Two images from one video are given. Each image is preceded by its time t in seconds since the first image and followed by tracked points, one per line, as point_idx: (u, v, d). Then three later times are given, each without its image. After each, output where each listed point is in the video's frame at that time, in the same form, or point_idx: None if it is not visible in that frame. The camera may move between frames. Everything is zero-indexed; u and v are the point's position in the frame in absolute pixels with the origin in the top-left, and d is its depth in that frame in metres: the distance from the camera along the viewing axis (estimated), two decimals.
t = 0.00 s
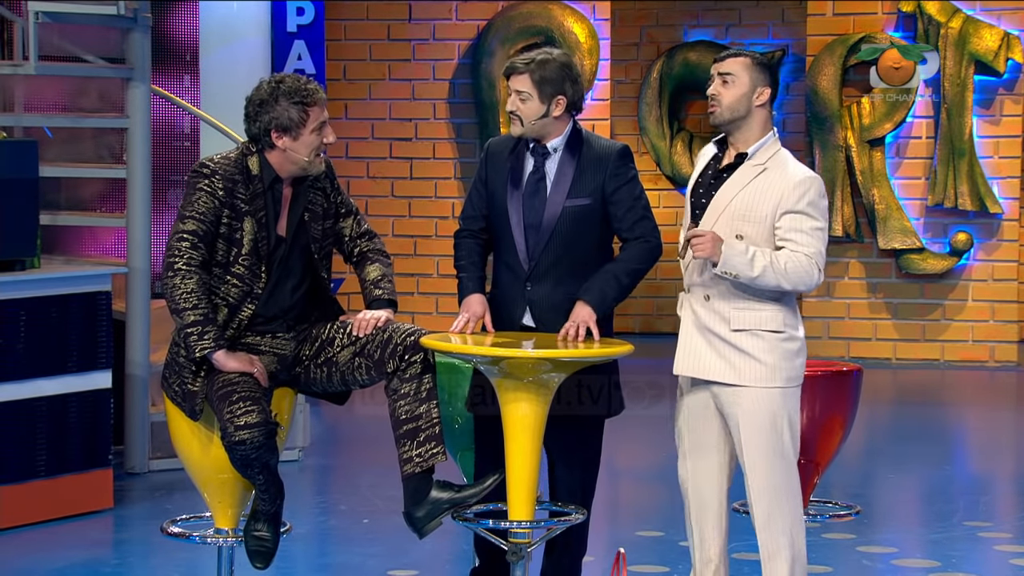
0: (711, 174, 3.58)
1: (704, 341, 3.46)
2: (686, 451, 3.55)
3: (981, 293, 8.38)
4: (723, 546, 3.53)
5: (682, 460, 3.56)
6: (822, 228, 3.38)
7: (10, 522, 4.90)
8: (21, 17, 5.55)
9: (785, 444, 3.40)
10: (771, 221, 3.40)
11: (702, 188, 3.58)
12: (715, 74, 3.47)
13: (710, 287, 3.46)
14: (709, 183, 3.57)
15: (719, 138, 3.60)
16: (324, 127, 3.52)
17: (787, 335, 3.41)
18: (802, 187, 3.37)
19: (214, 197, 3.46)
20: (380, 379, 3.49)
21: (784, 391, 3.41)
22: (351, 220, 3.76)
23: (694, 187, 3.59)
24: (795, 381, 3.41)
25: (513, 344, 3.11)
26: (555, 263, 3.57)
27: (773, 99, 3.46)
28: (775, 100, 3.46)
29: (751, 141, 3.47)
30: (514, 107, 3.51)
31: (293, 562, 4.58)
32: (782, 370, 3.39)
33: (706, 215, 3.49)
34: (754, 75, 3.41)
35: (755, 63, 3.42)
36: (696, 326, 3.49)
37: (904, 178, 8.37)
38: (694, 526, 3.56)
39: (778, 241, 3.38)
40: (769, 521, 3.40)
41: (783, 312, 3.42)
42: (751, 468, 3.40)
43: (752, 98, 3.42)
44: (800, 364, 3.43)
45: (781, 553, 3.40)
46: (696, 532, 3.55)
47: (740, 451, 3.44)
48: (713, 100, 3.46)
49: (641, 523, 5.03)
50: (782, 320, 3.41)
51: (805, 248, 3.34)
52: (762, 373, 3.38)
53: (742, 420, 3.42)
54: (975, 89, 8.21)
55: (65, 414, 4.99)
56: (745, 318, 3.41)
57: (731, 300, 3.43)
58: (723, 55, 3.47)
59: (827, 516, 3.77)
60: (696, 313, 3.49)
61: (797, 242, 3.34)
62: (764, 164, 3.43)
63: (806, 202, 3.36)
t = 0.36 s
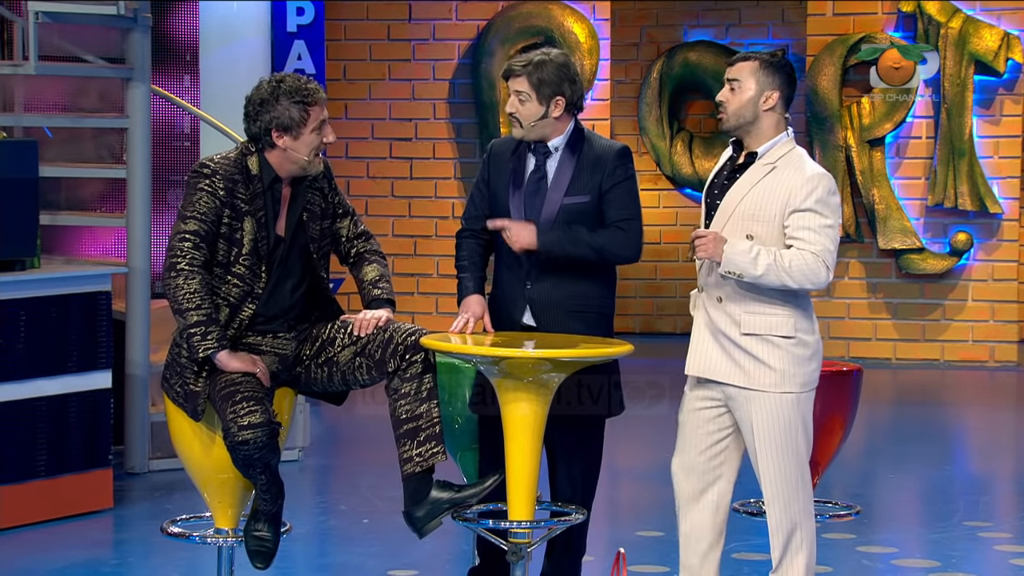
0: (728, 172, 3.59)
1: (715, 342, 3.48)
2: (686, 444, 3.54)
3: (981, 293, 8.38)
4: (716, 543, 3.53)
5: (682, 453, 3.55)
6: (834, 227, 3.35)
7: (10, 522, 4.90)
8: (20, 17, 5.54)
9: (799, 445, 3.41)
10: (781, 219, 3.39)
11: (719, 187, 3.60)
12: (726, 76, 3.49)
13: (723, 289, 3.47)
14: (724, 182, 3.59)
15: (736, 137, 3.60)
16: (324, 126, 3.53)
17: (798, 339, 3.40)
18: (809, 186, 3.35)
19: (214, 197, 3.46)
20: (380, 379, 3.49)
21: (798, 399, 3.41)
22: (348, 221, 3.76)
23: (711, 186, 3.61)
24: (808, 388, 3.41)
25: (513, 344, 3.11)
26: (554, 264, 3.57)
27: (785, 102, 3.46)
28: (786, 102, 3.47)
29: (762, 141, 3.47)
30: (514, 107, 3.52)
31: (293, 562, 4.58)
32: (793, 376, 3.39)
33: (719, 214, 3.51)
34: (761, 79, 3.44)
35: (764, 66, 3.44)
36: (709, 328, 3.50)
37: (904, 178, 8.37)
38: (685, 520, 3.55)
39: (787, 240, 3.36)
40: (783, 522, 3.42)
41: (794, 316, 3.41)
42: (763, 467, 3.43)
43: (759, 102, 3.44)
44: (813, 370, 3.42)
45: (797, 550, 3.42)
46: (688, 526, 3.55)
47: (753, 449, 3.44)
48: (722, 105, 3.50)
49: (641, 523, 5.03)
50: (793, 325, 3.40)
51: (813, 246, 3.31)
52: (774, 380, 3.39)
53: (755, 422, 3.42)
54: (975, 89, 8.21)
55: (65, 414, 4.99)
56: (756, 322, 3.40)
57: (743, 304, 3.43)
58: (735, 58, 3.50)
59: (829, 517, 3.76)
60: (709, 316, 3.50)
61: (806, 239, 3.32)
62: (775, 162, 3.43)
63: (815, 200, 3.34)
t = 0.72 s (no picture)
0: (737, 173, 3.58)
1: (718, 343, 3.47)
2: (694, 448, 3.54)
3: (981, 293, 8.38)
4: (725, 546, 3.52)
5: (691, 457, 3.55)
6: (843, 236, 3.35)
7: (10, 522, 4.90)
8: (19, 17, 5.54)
9: (800, 449, 3.42)
10: (789, 226, 3.39)
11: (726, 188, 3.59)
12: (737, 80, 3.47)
13: (725, 290, 3.47)
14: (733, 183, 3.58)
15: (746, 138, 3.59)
16: (326, 125, 3.53)
17: (800, 342, 3.41)
18: (819, 194, 3.34)
19: (216, 197, 3.45)
20: (379, 379, 3.50)
21: (800, 400, 3.41)
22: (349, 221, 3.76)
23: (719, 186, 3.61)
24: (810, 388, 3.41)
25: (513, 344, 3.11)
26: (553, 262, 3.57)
27: (794, 108, 3.44)
28: (795, 109, 3.45)
29: (771, 145, 3.46)
30: (517, 104, 3.51)
31: (293, 562, 4.58)
32: (795, 377, 3.40)
33: (726, 216, 3.51)
34: (769, 86, 3.42)
35: (773, 72, 3.42)
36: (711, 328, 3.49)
37: (904, 178, 8.37)
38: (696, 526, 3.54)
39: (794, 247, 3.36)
40: (784, 526, 3.42)
41: (797, 319, 3.41)
42: (763, 470, 3.43)
43: (767, 108, 3.42)
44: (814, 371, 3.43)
45: (797, 554, 3.43)
46: (696, 530, 3.55)
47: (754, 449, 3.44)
48: (731, 109, 3.49)
49: (641, 523, 5.03)
50: (796, 328, 3.41)
51: (821, 255, 3.31)
52: (777, 381, 3.39)
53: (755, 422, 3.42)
54: (975, 89, 8.21)
55: (65, 414, 4.99)
56: (759, 324, 3.41)
57: (745, 305, 3.43)
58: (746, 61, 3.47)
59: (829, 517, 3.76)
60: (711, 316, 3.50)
61: (812, 248, 3.33)
62: (784, 168, 3.42)
63: (823, 210, 3.33)
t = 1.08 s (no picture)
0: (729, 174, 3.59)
1: (711, 344, 3.47)
2: (700, 449, 3.56)
3: (981, 293, 8.38)
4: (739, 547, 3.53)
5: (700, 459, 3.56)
6: (834, 237, 3.35)
7: (10, 522, 4.89)
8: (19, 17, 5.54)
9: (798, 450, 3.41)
10: (780, 228, 3.40)
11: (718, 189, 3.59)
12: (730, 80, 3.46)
13: (717, 291, 3.47)
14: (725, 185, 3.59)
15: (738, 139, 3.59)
16: (320, 120, 3.54)
17: (794, 341, 3.41)
18: (810, 195, 3.35)
19: (215, 194, 3.46)
20: (378, 379, 3.50)
21: (795, 398, 3.41)
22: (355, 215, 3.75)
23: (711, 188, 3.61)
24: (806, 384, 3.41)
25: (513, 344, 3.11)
26: (557, 261, 3.57)
27: (787, 108, 3.43)
28: (789, 109, 3.44)
29: (763, 146, 3.46)
30: (515, 104, 3.51)
31: (293, 562, 4.58)
32: (790, 376, 3.40)
33: (718, 218, 3.52)
34: (763, 86, 3.40)
35: (766, 72, 3.40)
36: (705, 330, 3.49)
37: (904, 178, 8.38)
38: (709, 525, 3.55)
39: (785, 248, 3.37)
40: (786, 525, 3.43)
41: (791, 319, 3.41)
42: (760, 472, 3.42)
43: (759, 109, 3.41)
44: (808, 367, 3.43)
45: (797, 554, 3.43)
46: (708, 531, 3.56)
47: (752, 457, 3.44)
48: (724, 109, 3.47)
49: (641, 523, 5.03)
50: (790, 327, 3.40)
51: (812, 256, 3.31)
52: (773, 380, 3.39)
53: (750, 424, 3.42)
54: (975, 89, 8.21)
55: (65, 414, 4.99)
56: (752, 324, 3.40)
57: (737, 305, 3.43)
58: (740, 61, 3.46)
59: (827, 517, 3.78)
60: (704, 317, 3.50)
61: (803, 250, 3.33)
62: (776, 169, 3.43)
63: (814, 212, 3.34)
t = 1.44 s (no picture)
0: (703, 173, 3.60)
1: (695, 343, 3.47)
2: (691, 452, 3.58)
3: (981, 293, 8.38)
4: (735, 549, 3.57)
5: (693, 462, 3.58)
6: (810, 231, 3.38)
7: (10, 523, 4.89)
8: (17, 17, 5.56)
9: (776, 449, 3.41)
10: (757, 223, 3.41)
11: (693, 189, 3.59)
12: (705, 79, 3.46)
13: (698, 288, 3.49)
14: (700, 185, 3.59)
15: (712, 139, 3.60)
16: (321, 118, 3.54)
17: (774, 334, 3.43)
18: (787, 190, 3.36)
19: (218, 194, 3.45)
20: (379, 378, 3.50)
21: (776, 388, 3.42)
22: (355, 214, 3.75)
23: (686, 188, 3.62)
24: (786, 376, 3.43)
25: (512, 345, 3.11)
26: (552, 262, 3.57)
27: (762, 105, 3.45)
28: (764, 105, 3.45)
29: (738, 144, 3.47)
30: (509, 107, 3.50)
31: (293, 562, 4.58)
32: (771, 369, 3.41)
33: (695, 215, 3.52)
34: (738, 84, 3.41)
35: (740, 70, 3.41)
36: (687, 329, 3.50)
37: (904, 178, 8.38)
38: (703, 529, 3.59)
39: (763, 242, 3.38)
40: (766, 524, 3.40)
41: (770, 312, 3.43)
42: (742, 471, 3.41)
43: (736, 107, 3.42)
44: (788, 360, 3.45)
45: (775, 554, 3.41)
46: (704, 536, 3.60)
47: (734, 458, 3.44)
48: (700, 108, 3.48)
49: (641, 523, 5.03)
50: (770, 321, 3.42)
51: (789, 249, 3.33)
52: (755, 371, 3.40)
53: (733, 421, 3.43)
54: (975, 89, 8.21)
55: (65, 414, 4.99)
56: (732, 320, 3.42)
57: (717, 301, 3.45)
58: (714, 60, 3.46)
59: (826, 517, 3.77)
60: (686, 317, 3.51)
61: (781, 243, 3.34)
62: (752, 165, 3.44)
63: (790, 205, 3.36)
